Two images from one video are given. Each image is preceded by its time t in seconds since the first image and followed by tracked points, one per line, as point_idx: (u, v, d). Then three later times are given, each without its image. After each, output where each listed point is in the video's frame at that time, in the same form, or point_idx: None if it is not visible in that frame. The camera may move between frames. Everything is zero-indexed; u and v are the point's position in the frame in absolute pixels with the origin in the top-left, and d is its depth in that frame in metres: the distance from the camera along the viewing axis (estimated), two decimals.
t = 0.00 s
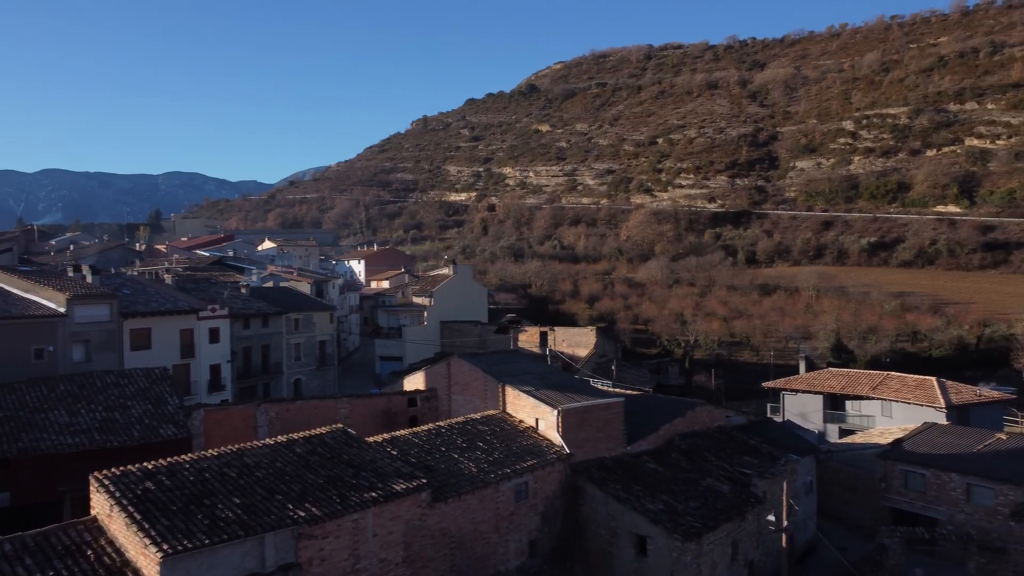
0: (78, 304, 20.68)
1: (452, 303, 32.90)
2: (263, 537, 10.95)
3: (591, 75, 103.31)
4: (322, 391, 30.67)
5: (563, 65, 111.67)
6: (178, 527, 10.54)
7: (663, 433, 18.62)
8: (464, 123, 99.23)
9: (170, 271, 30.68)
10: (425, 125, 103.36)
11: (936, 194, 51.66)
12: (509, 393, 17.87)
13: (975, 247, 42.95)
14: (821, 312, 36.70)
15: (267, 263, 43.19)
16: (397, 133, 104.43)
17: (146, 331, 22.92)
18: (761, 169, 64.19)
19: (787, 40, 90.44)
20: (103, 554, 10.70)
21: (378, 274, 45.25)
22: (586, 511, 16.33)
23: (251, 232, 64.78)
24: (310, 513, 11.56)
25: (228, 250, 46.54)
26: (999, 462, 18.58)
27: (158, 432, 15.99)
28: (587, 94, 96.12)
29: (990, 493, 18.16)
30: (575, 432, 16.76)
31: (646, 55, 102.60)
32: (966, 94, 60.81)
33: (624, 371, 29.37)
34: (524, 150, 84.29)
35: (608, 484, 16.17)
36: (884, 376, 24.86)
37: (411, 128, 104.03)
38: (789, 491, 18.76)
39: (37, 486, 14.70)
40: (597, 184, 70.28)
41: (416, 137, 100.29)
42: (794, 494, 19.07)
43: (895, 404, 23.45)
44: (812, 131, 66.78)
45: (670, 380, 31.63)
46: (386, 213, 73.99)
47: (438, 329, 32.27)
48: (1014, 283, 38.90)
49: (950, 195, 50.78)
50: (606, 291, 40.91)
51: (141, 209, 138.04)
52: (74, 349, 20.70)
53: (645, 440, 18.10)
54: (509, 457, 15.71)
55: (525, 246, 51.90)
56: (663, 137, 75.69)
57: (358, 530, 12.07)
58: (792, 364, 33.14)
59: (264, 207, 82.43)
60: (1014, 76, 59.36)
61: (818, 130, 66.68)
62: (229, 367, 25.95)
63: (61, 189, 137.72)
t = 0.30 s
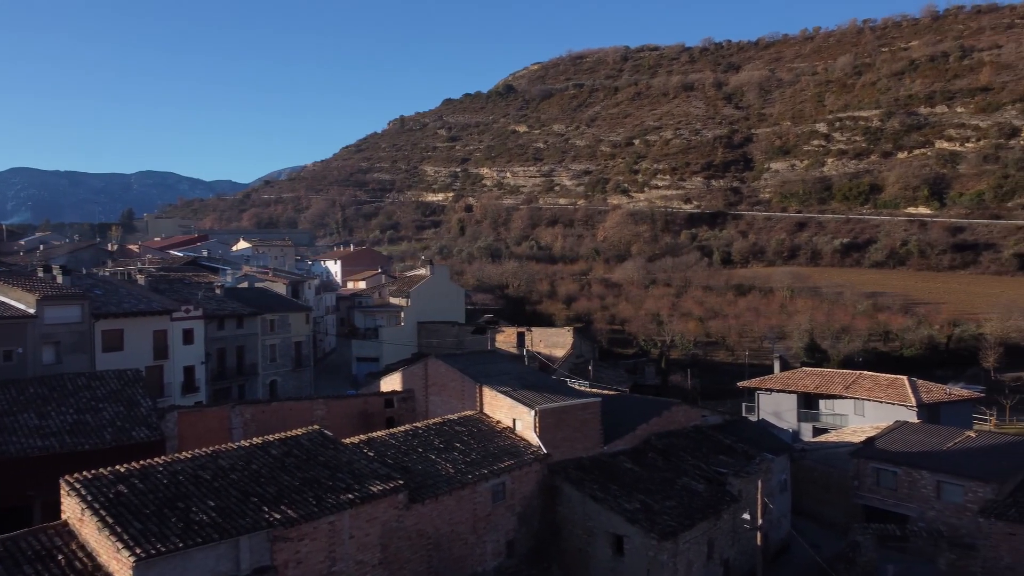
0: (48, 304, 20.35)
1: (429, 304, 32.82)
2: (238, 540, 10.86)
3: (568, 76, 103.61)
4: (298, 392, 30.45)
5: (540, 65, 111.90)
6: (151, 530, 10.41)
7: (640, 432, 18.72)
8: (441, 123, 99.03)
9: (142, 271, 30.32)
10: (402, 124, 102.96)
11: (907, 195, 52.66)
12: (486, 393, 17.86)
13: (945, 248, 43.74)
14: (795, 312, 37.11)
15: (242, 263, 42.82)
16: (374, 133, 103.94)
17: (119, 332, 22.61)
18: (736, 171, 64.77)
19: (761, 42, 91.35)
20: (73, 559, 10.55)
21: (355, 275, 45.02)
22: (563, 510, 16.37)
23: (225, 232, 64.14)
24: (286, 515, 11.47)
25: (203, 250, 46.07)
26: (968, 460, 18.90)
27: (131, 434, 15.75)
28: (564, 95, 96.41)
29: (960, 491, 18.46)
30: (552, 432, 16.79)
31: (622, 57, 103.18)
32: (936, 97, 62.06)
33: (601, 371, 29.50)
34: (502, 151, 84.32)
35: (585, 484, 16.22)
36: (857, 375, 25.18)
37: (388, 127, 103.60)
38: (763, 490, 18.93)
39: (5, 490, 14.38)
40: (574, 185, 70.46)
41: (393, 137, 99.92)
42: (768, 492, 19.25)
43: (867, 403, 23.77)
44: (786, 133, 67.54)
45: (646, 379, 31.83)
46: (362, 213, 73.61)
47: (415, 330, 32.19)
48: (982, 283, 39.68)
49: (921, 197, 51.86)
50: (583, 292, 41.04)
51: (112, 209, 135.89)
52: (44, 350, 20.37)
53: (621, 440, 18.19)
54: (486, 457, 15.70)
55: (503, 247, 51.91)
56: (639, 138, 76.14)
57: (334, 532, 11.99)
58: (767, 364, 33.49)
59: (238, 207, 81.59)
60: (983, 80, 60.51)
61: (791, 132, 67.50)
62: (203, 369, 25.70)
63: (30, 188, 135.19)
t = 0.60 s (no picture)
0: (17, 305, 20.02)
1: (406, 304, 32.71)
2: (212, 543, 10.76)
3: (546, 77, 103.82)
4: (273, 394, 30.21)
5: (518, 66, 112.00)
6: (124, 534, 10.29)
7: (617, 432, 18.80)
8: (418, 123, 98.75)
9: (115, 271, 29.92)
10: (378, 124, 102.48)
11: (879, 197, 53.41)
12: (463, 394, 17.84)
13: (916, 249, 44.44)
14: (770, 312, 37.50)
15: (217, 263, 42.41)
16: (351, 133, 103.34)
17: (90, 333, 22.28)
18: (712, 172, 65.26)
19: (736, 44, 92.12)
20: (44, 564, 10.38)
21: (331, 275, 44.73)
22: (540, 510, 16.40)
23: (198, 232, 63.39)
24: (261, 518, 11.38)
25: (176, 250, 45.55)
26: (939, 458, 19.22)
27: (103, 436, 15.45)
28: (541, 95, 96.59)
29: (931, 487, 18.75)
30: (530, 432, 16.81)
31: (599, 57, 103.62)
32: (908, 100, 63.09)
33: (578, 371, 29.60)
34: (479, 151, 84.27)
35: (562, 484, 16.26)
36: (830, 374, 25.49)
37: (365, 127, 103.07)
38: (739, 489, 19.07)
39: None
40: (551, 185, 70.58)
41: (370, 136, 99.44)
42: (743, 491, 19.41)
43: (841, 402, 24.05)
44: (762, 135, 68.18)
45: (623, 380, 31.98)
46: (339, 213, 73.16)
47: (392, 330, 32.07)
48: (951, 284, 40.38)
49: (893, 198, 52.64)
50: (560, 292, 41.13)
51: (82, 208, 133.70)
52: (13, 352, 20.02)
53: (599, 439, 18.25)
54: (464, 458, 15.68)
55: (480, 247, 51.88)
56: (616, 139, 76.50)
57: (310, 534, 11.92)
58: (742, 364, 33.78)
59: (213, 207, 80.67)
60: (953, 83, 61.59)
61: (766, 134, 68.17)
62: (177, 370, 25.41)
63: None
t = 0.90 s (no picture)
0: None
1: (383, 305, 32.57)
2: (187, 546, 10.65)
3: (524, 78, 103.92)
4: (249, 395, 29.94)
5: (496, 66, 112.00)
6: (96, 538, 10.15)
7: (594, 432, 18.88)
8: (396, 123, 98.38)
9: (88, 271, 29.51)
10: (356, 123, 101.92)
11: (853, 198, 54.06)
12: (441, 394, 17.81)
13: (889, 249, 45.06)
14: (746, 312, 37.86)
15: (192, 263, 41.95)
16: (327, 132, 102.65)
17: (61, 335, 21.92)
18: (688, 173, 65.68)
19: (712, 47, 92.86)
20: (14, 569, 10.21)
21: (308, 275, 44.42)
22: (518, 511, 16.41)
23: (172, 232, 62.60)
24: (237, 520, 11.28)
25: (150, 250, 44.97)
26: (911, 456, 19.52)
27: (75, 440, 15.03)
28: (519, 96, 96.66)
29: (903, 485, 19.03)
30: (507, 432, 16.83)
31: (577, 59, 104.00)
32: (881, 103, 64.00)
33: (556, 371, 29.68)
34: (457, 151, 84.14)
35: (540, 484, 16.29)
36: (805, 374, 25.78)
37: (342, 126, 102.46)
38: (715, 487, 19.21)
39: None
40: (529, 186, 70.63)
41: (347, 135, 98.88)
42: (720, 490, 19.57)
43: (815, 401, 24.32)
44: (737, 136, 68.77)
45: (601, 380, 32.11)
46: (315, 213, 72.65)
47: (370, 331, 31.93)
48: (922, 284, 41.02)
49: (866, 200, 53.29)
50: (538, 292, 41.20)
51: (52, 207, 131.44)
52: None
53: (576, 439, 18.31)
54: (442, 459, 15.65)
55: (458, 247, 51.79)
56: (594, 140, 76.78)
57: (287, 536, 11.84)
58: (719, 364, 34.03)
59: (187, 206, 79.69)
60: (925, 87, 62.59)
61: (742, 135, 68.76)
62: (151, 371, 25.11)
63: None
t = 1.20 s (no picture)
0: None
1: (360, 305, 32.42)
2: (162, 550, 10.54)
3: (502, 78, 103.94)
4: (225, 397, 29.65)
5: (474, 66, 111.91)
6: (68, 542, 10.01)
7: (572, 432, 18.92)
8: (374, 123, 97.95)
9: (59, 272, 29.10)
10: (333, 123, 101.27)
11: (827, 200, 54.64)
12: (419, 395, 17.77)
13: (862, 250, 45.68)
14: (722, 312, 38.16)
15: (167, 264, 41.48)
16: (304, 131, 101.90)
17: (32, 336, 21.60)
18: (666, 174, 66.05)
19: (689, 48, 93.48)
20: None
21: (285, 276, 44.12)
22: (496, 512, 16.41)
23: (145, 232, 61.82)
24: (212, 523, 11.17)
25: (124, 250, 44.42)
26: (885, 455, 19.78)
27: (46, 443, 14.75)
28: (497, 96, 96.66)
29: (876, 483, 19.24)
30: (485, 432, 16.82)
31: (555, 60, 104.27)
32: (854, 105, 64.83)
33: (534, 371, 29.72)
34: (435, 151, 83.94)
35: (518, 484, 16.30)
36: (781, 373, 26.04)
37: (319, 126, 101.78)
38: (692, 486, 19.33)
39: None
40: (507, 186, 70.63)
41: (324, 135, 98.24)
42: (696, 489, 19.70)
43: (791, 400, 24.56)
44: (714, 138, 69.28)
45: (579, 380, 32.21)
46: (292, 213, 72.10)
47: (347, 332, 31.77)
48: (895, 284, 41.61)
49: (840, 201, 53.89)
50: (516, 292, 41.23)
51: (22, 207, 129.10)
52: None
53: (554, 439, 18.35)
54: (420, 460, 15.60)
55: (436, 248, 51.66)
56: (571, 141, 76.97)
57: (263, 539, 11.76)
58: (695, 364, 34.26)
59: (161, 206, 78.71)
60: (898, 90, 63.55)
61: (719, 137, 69.30)
62: (124, 373, 24.82)
63: None
